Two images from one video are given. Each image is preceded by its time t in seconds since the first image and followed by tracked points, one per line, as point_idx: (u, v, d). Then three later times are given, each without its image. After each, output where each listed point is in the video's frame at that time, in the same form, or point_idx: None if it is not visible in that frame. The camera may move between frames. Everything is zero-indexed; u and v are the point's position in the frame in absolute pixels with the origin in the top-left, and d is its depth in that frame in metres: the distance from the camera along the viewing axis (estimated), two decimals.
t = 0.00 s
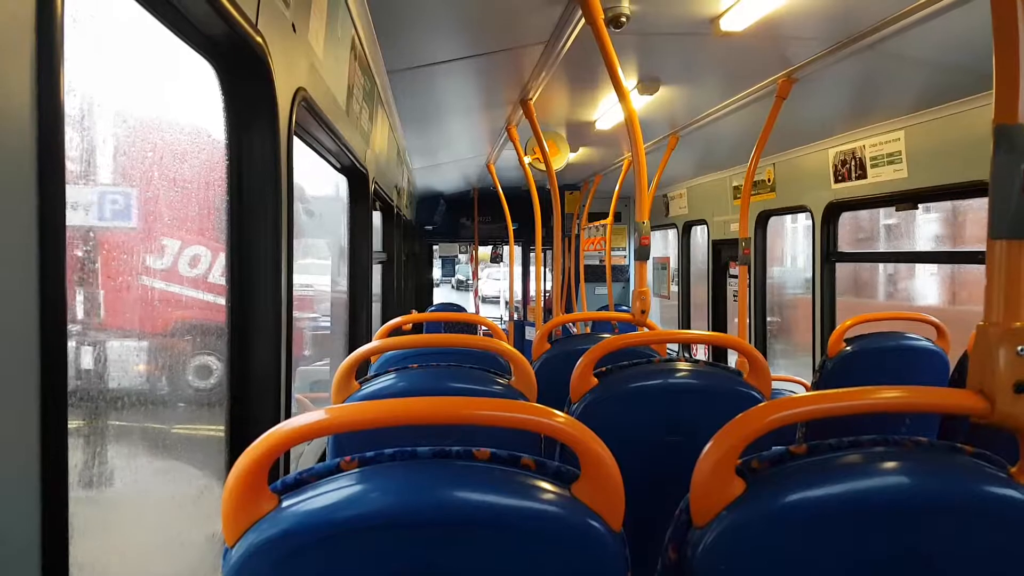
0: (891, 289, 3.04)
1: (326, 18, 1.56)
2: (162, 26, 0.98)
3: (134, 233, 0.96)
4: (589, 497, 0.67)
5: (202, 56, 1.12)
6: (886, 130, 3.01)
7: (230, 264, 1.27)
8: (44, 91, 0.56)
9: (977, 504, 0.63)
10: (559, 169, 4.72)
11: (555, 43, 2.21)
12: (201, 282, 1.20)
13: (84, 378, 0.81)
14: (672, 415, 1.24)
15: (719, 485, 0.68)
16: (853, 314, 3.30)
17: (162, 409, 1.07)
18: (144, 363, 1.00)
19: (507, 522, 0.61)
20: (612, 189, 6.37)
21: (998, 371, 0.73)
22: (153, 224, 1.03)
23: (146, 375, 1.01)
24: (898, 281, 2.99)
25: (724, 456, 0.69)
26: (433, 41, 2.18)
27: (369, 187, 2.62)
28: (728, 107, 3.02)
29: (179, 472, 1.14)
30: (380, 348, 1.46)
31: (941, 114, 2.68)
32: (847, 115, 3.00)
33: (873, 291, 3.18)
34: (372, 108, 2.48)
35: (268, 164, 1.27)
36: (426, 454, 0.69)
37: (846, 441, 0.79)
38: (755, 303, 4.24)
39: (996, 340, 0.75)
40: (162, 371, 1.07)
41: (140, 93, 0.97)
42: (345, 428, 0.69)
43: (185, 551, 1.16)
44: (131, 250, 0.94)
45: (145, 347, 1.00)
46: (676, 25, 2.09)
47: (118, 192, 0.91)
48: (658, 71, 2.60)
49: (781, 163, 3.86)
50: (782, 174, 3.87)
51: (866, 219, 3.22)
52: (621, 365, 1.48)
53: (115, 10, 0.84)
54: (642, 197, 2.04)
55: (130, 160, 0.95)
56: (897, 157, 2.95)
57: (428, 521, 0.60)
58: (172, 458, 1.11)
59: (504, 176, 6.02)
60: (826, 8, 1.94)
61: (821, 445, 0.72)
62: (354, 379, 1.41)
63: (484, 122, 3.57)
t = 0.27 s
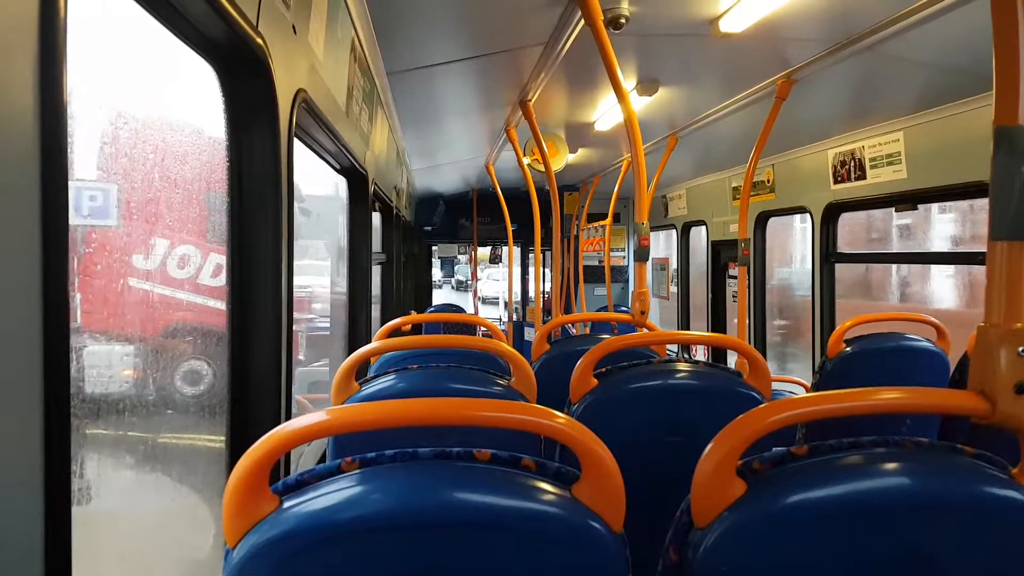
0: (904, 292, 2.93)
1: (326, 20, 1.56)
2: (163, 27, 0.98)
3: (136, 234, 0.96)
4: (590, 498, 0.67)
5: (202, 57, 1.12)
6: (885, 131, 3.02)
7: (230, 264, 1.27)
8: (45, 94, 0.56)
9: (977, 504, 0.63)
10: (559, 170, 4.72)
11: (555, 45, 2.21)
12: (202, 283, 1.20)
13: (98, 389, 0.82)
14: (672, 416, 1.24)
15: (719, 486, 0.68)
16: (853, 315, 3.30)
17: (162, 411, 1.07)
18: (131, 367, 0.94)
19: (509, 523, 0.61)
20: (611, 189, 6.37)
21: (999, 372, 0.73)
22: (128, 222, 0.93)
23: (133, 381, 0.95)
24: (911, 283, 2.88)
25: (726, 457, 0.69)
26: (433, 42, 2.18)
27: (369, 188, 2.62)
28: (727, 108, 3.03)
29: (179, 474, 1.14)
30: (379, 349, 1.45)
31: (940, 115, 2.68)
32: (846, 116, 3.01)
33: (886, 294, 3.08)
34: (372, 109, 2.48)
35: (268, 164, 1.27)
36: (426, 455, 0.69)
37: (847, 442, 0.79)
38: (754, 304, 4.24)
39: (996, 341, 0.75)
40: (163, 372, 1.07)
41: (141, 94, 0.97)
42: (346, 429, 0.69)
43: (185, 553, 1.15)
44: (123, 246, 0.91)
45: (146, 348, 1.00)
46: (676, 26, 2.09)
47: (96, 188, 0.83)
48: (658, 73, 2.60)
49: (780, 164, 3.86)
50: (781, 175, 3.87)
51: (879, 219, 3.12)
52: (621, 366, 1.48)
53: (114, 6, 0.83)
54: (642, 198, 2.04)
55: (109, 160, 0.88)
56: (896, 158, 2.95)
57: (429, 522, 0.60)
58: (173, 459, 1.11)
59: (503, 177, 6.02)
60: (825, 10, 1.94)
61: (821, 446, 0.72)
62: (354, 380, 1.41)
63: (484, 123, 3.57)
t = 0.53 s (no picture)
0: (914, 295, 2.83)
1: (326, 23, 1.57)
2: (163, 31, 0.98)
3: (136, 238, 0.96)
4: (588, 499, 0.67)
5: (202, 61, 1.12)
6: (883, 132, 3.02)
7: (229, 267, 1.27)
8: (50, 97, 0.56)
9: (974, 504, 0.63)
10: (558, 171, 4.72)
11: (553, 46, 2.22)
12: (201, 287, 1.20)
13: (87, 397, 0.82)
14: (670, 416, 1.24)
15: (717, 487, 0.68)
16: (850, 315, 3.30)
17: (160, 414, 1.08)
18: (117, 375, 0.91)
19: (508, 524, 0.61)
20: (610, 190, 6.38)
21: (993, 373, 0.74)
22: (112, 220, 0.88)
23: (119, 389, 0.92)
24: (922, 286, 2.78)
25: (723, 458, 0.70)
26: (432, 44, 2.18)
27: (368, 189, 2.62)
28: (725, 109, 3.03)
29: (177, 476, 1.14)
30: (378, 350, 1.46)
31: (937, 116, 2.69)
32: (843, 117, 3.02)
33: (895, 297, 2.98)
34: (370, 111, 2.48)
35: (268, 168, 1.27)
36: (425, 456, 0.70)
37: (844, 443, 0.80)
38: (752, 304, 4.24)
39: (991, 343, 0.75)
40: (160, 374, 1.07)
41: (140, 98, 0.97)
42: (345, 431, 0.70)
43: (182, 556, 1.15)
44: (121, 247, 0.90)
45: (144, 351, 1.00)
46: (674, 28, 2.09)
47: (85, 186, 0.80)
48: (656, 74, 2.61)
49: (778, 165, 3.87)
50: (779, 176, 3.88)
51: (888, 218, 3.04)
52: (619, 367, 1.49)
53: (113, 7, 0.83)
54: (641, 199, 2.05)
55: (98, 154, 0.84)
56: (893, 159, 2.96)
57: (428, 524, 0.60)
58: (170, 462, 1.11)
59: (502, 178, 6.02)
60: (823, 12, 1.95)
61: (818, 447, 0.73)
62: (353, 382, 1.41)
63: (482, 125, 3.57)
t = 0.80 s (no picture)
0: (920, 301, 2.81)
1: (324, 29, 1.58)
2: (162, 38, 0.99)
3: (136, 244, 0.96)
4: (585, 502, 0.68)
5: (201, 67, 1.13)
6: (879, 136, 3.04)
7: (228, 273, 1.28)
8: (51, 104, 0.57)
9: (968, 507, 0.64)
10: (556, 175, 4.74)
11: (550, 51, 2.23)
12: (200, 295, 1.21)
13: (91, 408, 0.82)
14: (668, 420, 1.24)
15: (713, 490, 0.69)
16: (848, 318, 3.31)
17: (161, 419, 1.08)
18: (110, 385, 0.88)
19: (506, 528, 0.61)
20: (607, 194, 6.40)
21: (985, 377, 0.75)
22: (110, 224, 0.88)
23: (111, 399, 0.89)
24: (928, 292, 2.76)
25: (719, 462, 0.70)
26: (430, 50, 2.19)
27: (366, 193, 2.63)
28: (722, 113, 3.05)
29: (177, 481, 1.14)
30: (376, 355, 1.46)
31: (932, 120, 2.70)
32: (839, 122, 3.03)
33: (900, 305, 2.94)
34: (369, 115, 2.49)
35: (267, 174, 1.28)
36: (423, 460, 0.70)
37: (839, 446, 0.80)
38: (750, 308, 4.25)
39: (983, 347, 0.76)
40: (161, 380, 1.07)
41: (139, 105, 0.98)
42: (343, 435, 0.70)
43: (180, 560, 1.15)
44: (119, 252, 0.90)
45: (144, 356, 1.01)
46: (671, 33, 2.11)
47: (82, 191, 0.79)
48: (653, 79, 2.62)
49: (775, 169, 3.89)
50: (776, 180, 3.89)
51: (892, 224, 3.00)
52: (616, 370, 1.49)
53: (112, 14, 0.84)
54: (638, 203, 2.06)
55: (97, 159, 0.84)
56: (889, 163, 2.97)
57: (426, 527, 0.60)
58: (170, 468, 1.11)
59: (500, 182, 6.04)
60: (818, 17, 1.96)
61: (813, 450, 0.73)
62: (351, 386, 1.41)
63: (480, 129, 3.58)
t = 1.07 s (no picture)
0: (929, 307, 2.77)
1: (326, 28, 1.58)
2: (164, 36, 0.99)
3: (139, 242, 0.96)
4: (586, 500, 0.68)
5: (203, 65, 1.13)
6: (881, 138, 3.04)
7: (230, 273, 1.28)
8: (55, 97, 0.57)
9: (969, 506, 0.64)
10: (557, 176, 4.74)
11: (553, 52, 2.23)
12: (203, 295, 1.21)
13: (94, 408, 0.82)
14: (669, 420, 1.24)
15: (714, 489, 0.69)
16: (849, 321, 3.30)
17: (163, 417, 1.08)
18: (105, 387, 0.86)
19: (507, 526, 0.61)
20: (608, 195, 6.40)
21: (987, 378, 0.75)
22: (114, 221, 0.88)
23: (108, 402, 0.87)
24: (936, 296, 2.72)
25: (719, 461, 0.70)
26: (432, 50, 2.20)
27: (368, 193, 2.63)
28: (723, 115, 3.05)
29: (178, 479, 1.14)
30: (377, 353, 1.46)
31: (935, 123, 2.70)
32: (841, 124, 3.03)
33: (908, 310, 2.90)
34: (371, 115, 2.49)
35: (269, 173, 1.28)
36: (425, 458, 0.70)
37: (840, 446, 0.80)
38: (751, 310, 4.25)
39: (985, 347, 0.76)
40: (163, 378, 1.07)
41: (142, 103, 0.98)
42: (344, 432, 0.70)
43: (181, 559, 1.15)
44: (121, 250, 0.90)
45: (148, 355, 1.01)
46: (673, 34, 2.11)
47: (85, 188, 0.80)
48: (655, 80, 2.62)
49: (777, 171, 3.89)
50: (777, 182, 3.89)
51: (901, 228, 2.95)
52: (617, 370, 1.49)
53: (115, 13, 0.83)
54: (640, 204, 2.06)
55: (100, 156, 0.84)
56: (892, 165, 2.97)
57: (427, 525, 0.60)
58: (172, 466, 1.11)
59: (502, 183, 6.04)
60: (820, 18, 1.96)
61: (814, 449, 0.73)
62: (352, 384, 1.41)
63: (482, 130, 3.59)
